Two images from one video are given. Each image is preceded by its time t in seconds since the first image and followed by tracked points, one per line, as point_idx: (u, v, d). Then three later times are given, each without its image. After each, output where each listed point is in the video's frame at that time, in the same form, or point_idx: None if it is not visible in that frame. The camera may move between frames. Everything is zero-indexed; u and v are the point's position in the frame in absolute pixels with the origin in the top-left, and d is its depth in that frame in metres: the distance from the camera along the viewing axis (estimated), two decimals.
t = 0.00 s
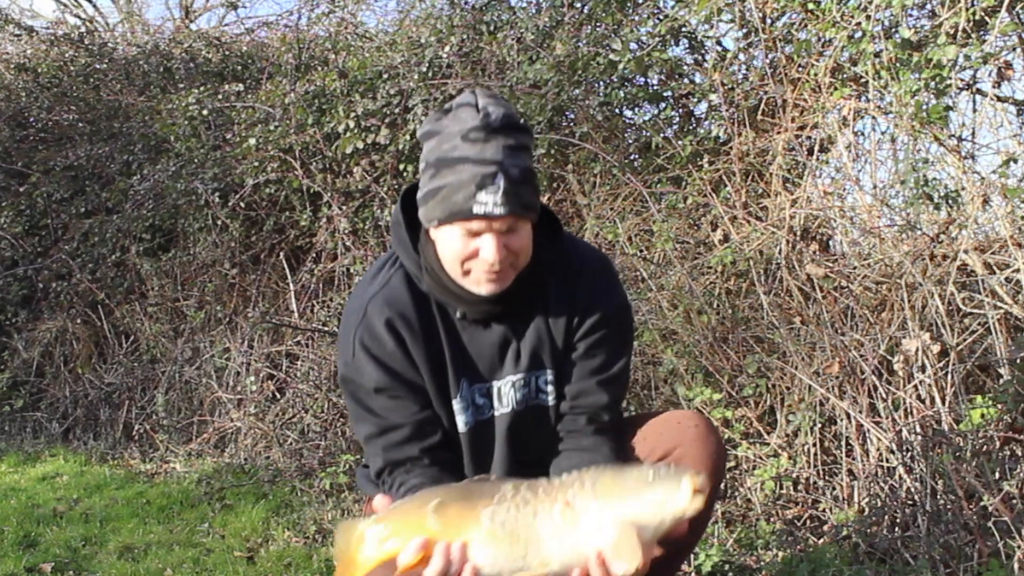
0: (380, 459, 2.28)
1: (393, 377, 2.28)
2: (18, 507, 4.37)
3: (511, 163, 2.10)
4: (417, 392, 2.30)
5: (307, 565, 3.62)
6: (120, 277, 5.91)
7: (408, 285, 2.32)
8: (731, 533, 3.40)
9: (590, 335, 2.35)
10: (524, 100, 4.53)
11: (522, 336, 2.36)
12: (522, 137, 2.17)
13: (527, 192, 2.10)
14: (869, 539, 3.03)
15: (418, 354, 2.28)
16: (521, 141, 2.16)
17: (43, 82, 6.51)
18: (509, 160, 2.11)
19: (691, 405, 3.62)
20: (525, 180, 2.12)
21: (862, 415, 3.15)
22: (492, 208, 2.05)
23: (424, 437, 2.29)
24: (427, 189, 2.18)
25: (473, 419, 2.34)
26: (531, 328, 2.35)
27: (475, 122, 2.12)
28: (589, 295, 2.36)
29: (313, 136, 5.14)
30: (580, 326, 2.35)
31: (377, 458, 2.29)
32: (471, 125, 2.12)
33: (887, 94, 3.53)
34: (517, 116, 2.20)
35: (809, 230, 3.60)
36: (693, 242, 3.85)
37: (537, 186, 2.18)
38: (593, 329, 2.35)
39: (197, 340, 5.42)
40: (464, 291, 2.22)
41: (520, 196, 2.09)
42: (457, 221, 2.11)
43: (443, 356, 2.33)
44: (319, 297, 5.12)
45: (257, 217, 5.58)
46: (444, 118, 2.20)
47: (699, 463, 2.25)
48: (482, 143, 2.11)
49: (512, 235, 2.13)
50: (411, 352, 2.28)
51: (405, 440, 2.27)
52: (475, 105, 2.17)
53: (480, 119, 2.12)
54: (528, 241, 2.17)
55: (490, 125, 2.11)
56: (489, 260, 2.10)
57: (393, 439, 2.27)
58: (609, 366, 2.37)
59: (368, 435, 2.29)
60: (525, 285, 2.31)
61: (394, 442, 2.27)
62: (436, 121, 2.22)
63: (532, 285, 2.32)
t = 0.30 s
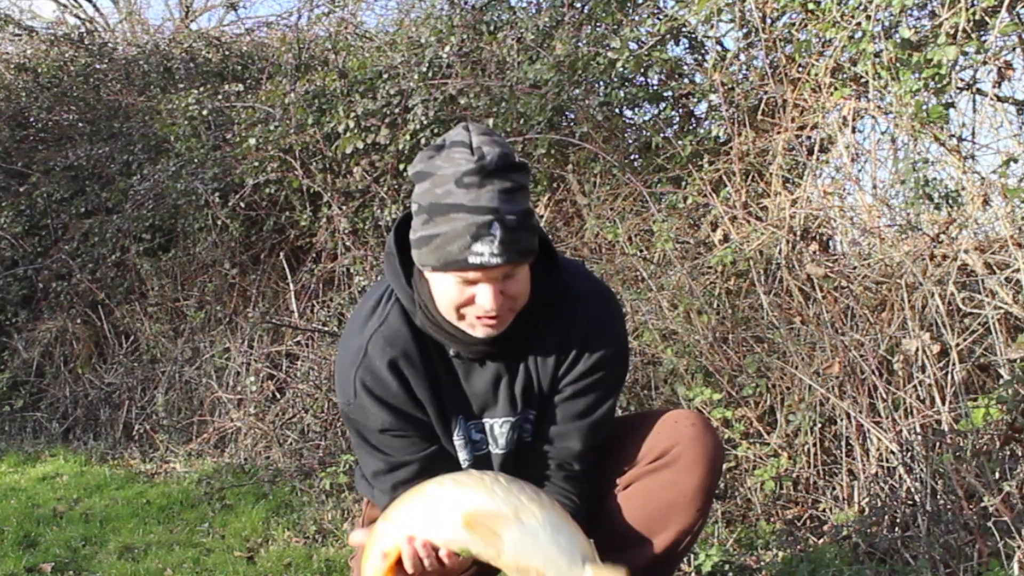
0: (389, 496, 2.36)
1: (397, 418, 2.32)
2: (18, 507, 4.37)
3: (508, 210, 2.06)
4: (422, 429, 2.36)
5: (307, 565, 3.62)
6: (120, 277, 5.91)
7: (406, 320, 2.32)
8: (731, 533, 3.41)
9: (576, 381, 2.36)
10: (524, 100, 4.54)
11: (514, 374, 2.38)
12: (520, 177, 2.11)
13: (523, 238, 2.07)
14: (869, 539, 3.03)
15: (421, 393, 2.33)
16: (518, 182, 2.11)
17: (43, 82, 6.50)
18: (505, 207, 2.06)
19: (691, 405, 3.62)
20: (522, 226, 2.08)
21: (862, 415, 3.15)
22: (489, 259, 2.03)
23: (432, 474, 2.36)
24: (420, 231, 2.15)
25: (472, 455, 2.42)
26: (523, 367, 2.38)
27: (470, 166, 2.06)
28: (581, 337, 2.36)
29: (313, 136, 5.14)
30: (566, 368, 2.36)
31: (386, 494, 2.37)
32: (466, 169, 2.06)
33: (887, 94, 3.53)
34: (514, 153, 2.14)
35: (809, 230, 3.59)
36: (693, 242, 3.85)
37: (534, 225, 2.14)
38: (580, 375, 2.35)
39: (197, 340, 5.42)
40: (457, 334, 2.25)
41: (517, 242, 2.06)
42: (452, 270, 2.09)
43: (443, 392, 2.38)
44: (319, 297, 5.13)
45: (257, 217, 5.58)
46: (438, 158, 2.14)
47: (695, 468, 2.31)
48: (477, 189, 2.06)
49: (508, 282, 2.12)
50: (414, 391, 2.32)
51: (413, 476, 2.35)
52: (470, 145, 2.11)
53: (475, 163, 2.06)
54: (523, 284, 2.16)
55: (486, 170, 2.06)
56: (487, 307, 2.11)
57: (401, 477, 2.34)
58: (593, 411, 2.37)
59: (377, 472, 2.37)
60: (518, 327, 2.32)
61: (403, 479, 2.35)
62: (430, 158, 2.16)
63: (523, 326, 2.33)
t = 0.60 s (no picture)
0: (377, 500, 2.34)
1: (391, 421, 2.31)
2: (18, 507, 4.37)
3: (515, 221, 2.05)
4: (416, 435, 2.35)
5: (307, 565, 3.63)
6: (120, 277, 5.91)
7: (405, 324, 2.32)
8: (731, 533, 3.41)
9: (574, 393, 2.35)
10: (524, 100, 4.54)
11: (512, 383, 2.39)
12: (528, 186, 2.10)
13: (530, 250, 2.07)
14: (869, 539, 3.03)
15: (417, 397, 2.33)
16: (526, 191, 2.10)
17: (43, 82, 6.50)
18: (512, 218, 2.06)
19: (691, 405, 3.61)
20: (528, 238, 2.07)
21: (862, 415, 3.15)
22: (493, 271, 2.03)
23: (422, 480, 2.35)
24: (425, 237, 2.14)
25: (467, 461, 2.44)
26: (522, 376, 2.38)
27: (479, 173, 2.05)
28: (582, 349, 2.35)
29: (313, 136, 5.13)
30: (564, 379, 2.36)
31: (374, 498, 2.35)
32: (474, 177, 2.05)
33: (887, 94, 3.53)
34: (523, 161, 2.13)
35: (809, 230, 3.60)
36: (693, 242, 3.85)
37: (542, 236, 2.14)
38: (578, 387, 2.35)
39: (197, 340, 5.42)
40: (457, 342, 2.25)
41: (523, 255, 2.06)
42: (456, 280, 2.09)
43: (440, 398, 2.38)
44: (319, 297, 5.13)
45: (257, 217, 5.58)
46: (445, 163, 2.13)
47: (691, 475, 2.32)
48: (485, 198, 2.05)
49: (512, 294, 2.11)
50: (410, 396, 2.32)
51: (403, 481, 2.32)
52: (478, 151, 2.10)
53: (484, 170, 2.05)
54: (529, 294, 2.16)
55: (495, 178, 2.05)
56: (490, 318, 2.11)
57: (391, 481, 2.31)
58: (592, 424, 2.36)
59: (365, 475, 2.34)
60: (519, 338, 2.32)
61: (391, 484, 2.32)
62: (438, 162, 2.15)
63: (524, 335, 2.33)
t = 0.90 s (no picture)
0: (356, 504, 2.38)
1: (374, 428, 2.33)
2: (18, 507, 4.37)
3: (502, 239, 2.03)
4: (399, 442, 2.37)
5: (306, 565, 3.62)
6: (120, 277, 5.91)
7: (393, 331, 2.32)
8: (731, 533, 3.41)
9: (565, 407, 2.33)
10: (525, 100, 4.55)
11: (502, 393, 2.37)
12: (519, 203, 2.07)
13: (516, 269, 2.05)
14: (869, 539, 3.02)
15: (401, 404, 2.33)
16: (517, 208, 2.06)
17: (43, 82, 6.50)
18: (499, 235, 2.03)
19: (691, 405, 3.62)
20: (514, 256, 2.05)
21: (861, 415, 3.14)
22: (476, 287, 2.02)
23: (402, 485, 2.39)
24: (412, 247, 2.13)
25: (456, 467, 2.42)
26: (512, 386, 2.37)
27: (468, 189, 2.02)
28: (574, 362, 2.32)
29: (313, 136, 5.13)
30: (556, 394, 2.34)
31: (354, 501, 2.39)
32: (463, 193, 2.02)
33: (887, 94, 3.53)
34: (517, 176, 2.09)
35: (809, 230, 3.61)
36: (693, 242, 3.83)
37: (530, 252, 2.11)
38: (569, 402, 2.32)
39: (197, 340, 5.42)
40: (444, 352, 2.24)
41: (507, 273, 2.04)
42: (440, 293, 2.08)
43: (427, 405, 2.37)
44: (319, 297, 5.13)
45: (257, 217, 5.57)
46: (437, 172, 2.10)
47: (687, 477, 2.31)
48: (473, 214, 2.02)
49: (495, 309, 2.11)
50: (393, 403, 2.33)
51: (381, 487, 2.37)
52: (471, 164, 2.07)
53: (474, 186, 2.02)
54: (514, 310, 2.16)
55: (484, 194, 2.02)
56: (472, 332, 2.12)
57: (371, 487, 2.36)
58: (584, 438, 2.35)
59: (347, 477, 2.38)
60: (505, 347, 2.30)
61: (370, 489, 2.37)
62: (430, 172, 2.12)
63: (513, 349, 2.31)
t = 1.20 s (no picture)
0: (361, 509, 2.36)
1: (377, 432, 2.32)
2: (18, 507, 4.37)
3: (499, 242, 2.04)
4: (401, 445, 2.36)
5: (306, 565, 3.63)
6: (120, 277, 5.91)
7: (392, 336, 2.32)
8: (731, 533, 3.41)
9: (569, 406, 2.33)
10: (525, 100, 4.55)
11: (503, 393, 2.38)
12: (514, 206, 2.07)
13: (513, 271, 2.05)
14: (869, 539, 3.03)
15: (402, 408, 2.32)
16: (512, 211, 2.07)
17: (43, 82, 6.50)
18: (496, 238, 2.04)
19: (691, 405, 3.63)
20: (511, 258, 2.06)
21: (861, 415, 3.14)
22: (474, 290, 2.02)
23: (407, 489, 2.37)
24: (409, 253, 2.13)
25: (457, 469, 2.42)
26: (513, 387, 2.37)
27: (464, 193, 2.03)
28: (573, 361, 2.33)
29: (313, 136, 5.13)
30: (558, 392, 2.34)
31: (359, 507, 2.37)
32: (459, 197, 2.03)
33: (887, 94, 3.52)
34: (512, 179, 2.10)
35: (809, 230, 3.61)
36: (693, 241, 3.84)
37: (527, 255, 2.12)
38: (572, 399, 2.32)
39: (197, 340, 5.42)
40: (444, 354, 2.24)
41: (505, 276, 2.04)
42: (438, 298, 2.08)
43: (428, 408, 2.37)
44: (319, 297, 5.13)
45: (257, 217, 5.57)
46: (432, 177, 2.11)
47: (683, 474, 2.31)
48: (469, 218, 2.03)
49: (494, 312, 2.10)
50: (395, 407, 2.32)
51: (386, 492, 2.34)
52: (465, 168, 2.07)
53: (469, 190, 2.03)
54: (512, 313, 2.15)
55: (480, 198, 2.02)
56: (472, 335, 2.11)
57: (375, 491, 2.34)
58: (589, 434, 2.35)
59: (351, 484, 2.36)
60: (504, 348, 2.32)
61: (375, 494, 2.34)
62: (425, 177, 2.12)
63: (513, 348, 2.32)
